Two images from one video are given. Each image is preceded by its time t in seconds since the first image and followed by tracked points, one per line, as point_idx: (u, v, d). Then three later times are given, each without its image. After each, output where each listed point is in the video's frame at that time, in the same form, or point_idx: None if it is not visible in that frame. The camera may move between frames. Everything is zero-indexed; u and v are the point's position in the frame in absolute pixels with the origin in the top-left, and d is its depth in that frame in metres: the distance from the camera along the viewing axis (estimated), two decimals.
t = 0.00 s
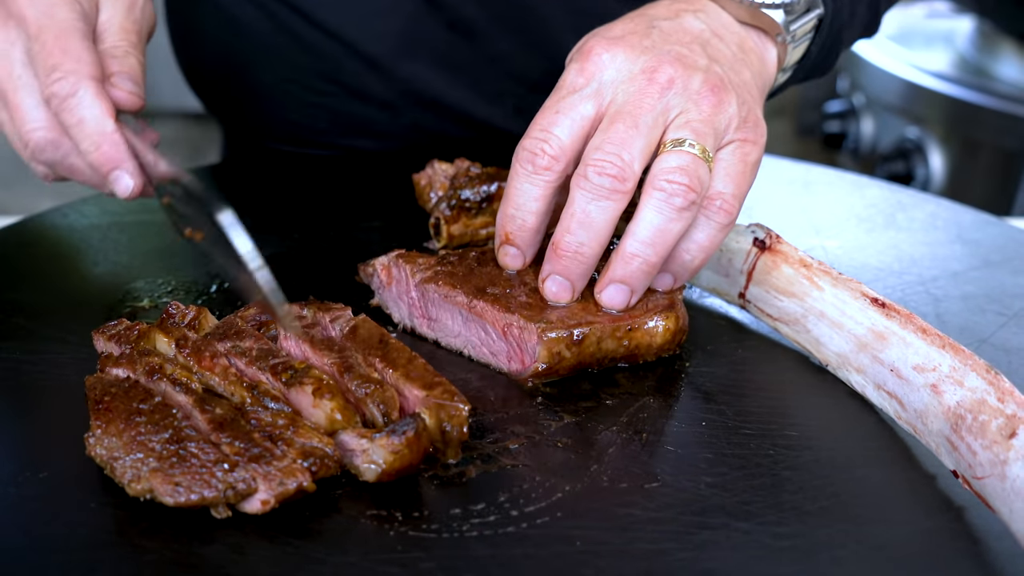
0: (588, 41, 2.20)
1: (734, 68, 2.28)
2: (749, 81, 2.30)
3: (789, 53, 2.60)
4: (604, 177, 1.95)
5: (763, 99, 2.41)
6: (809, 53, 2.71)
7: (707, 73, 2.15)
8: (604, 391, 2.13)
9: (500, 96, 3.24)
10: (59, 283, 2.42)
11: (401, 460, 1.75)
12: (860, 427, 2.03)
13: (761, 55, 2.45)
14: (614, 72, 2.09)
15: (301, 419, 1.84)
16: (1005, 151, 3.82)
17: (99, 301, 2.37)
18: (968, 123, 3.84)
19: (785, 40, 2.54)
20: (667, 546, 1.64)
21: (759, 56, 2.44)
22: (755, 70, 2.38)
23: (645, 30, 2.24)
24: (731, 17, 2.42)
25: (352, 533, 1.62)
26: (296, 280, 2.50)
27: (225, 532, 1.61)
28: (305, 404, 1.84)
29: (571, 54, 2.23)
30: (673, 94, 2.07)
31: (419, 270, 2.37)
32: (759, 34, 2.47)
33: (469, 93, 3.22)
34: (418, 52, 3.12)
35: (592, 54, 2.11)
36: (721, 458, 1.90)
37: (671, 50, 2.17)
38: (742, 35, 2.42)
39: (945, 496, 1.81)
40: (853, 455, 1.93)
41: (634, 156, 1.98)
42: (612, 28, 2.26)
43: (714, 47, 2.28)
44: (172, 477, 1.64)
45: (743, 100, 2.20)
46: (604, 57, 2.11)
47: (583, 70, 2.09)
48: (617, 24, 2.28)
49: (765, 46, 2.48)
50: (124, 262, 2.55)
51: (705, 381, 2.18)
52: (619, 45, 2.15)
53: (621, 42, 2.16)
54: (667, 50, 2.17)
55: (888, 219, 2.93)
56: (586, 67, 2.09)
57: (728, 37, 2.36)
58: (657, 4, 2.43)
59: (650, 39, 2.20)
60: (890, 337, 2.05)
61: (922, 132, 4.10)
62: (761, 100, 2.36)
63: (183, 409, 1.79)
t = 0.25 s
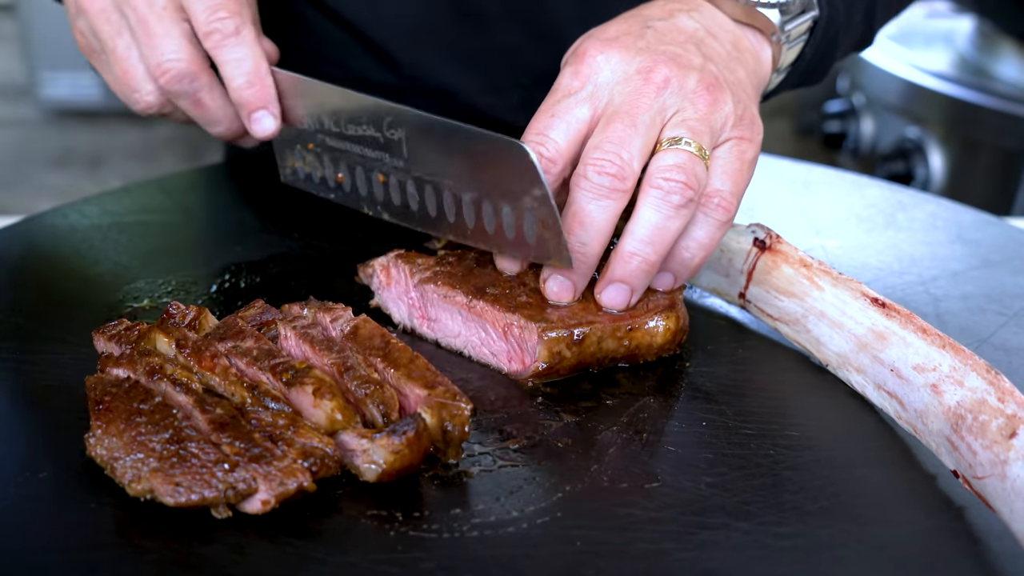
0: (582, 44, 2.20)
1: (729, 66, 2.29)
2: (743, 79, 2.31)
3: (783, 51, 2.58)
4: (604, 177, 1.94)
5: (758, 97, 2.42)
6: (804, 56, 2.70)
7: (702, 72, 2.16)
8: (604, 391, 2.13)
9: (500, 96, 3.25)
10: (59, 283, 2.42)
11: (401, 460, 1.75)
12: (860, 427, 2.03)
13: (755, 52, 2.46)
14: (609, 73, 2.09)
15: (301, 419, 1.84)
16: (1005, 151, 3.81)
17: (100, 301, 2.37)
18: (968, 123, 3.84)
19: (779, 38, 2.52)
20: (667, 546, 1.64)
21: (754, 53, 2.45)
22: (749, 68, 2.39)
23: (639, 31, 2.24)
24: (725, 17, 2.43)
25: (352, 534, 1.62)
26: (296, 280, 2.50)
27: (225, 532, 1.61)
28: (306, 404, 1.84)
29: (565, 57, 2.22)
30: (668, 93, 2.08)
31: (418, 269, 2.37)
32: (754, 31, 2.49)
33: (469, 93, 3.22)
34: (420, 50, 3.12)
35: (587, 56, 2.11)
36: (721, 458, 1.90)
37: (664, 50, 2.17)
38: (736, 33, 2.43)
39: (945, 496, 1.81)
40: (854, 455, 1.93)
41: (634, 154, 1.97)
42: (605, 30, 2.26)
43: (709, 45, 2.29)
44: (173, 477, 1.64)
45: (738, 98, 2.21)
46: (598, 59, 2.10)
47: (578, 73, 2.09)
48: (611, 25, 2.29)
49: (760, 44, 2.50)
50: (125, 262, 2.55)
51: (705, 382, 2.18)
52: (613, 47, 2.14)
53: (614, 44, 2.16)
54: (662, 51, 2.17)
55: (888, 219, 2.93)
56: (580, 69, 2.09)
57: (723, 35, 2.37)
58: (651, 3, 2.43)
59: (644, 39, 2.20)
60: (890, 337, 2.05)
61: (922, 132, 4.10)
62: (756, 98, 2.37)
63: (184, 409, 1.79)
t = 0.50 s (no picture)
0: (578, 47, 2.19)
1: (726, 67, 2.29)
2: (740, 79, 2.31)
3: (781, 53, 2.57)
4: (601, 182, 1.95)
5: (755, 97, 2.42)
6: (800, 58, 2.67)
7: (700, 74, 2.16)
8: (604, 391, 2.13)
9: (500, 96, 3.25)
10: (59, 283, 2.42)
11: (402, 460, 1.75)
12: (860, 427, 2.04)
13: (753, 52, 2.46)
14: (606, 77, 2.08)
15: (301, 419, 1.84)
16: (1005, 151, 3.81)
17: (101, 301, 2.37)
18: (969, 123, 3.84)
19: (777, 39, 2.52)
20: (667, 546, 1.64)
21: (751, 53, 2.45)
22: (746, 68, 2.39)
23: (636, 33, 2.24)
24: (723, 17, 2.42)
25: (353, 534, 1.62)
26: (296, 280, 2.50)
27: (226, 532, 1.61)
28: (306, 404, 1.84)
29: (562, 59, 2.22)
30: (665, 97, 2.08)
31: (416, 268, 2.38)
32: (753, 31, 2.48)
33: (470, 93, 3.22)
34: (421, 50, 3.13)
35: (583, 60, 2.10)
36: (721, 458, 1.90)
37: (662, 53, 2.17)
38: (734, 33, 2.42)
39: (945, 496, 1.81)
40: (854, 455, 1.93)
41: (632, 159, 1.98)
42: (601, 32, 2.26)
43: (706, 47, 2.28)
44: (173, 477, 1.64)
45: (737, 99, 2.20)
46: (595, 62, 2.09)
47: (575, 77, 2.08)
48: (608, 27, 2.28)
49: (757, 45, 2.49)
50: (124, 262, 2.55)
51: (706, 382, 2.18)
52: (609, 50, 2.14)
53: (611, 47, 2.16)
54: (659, 54, 2.17)
55: (888, 219, 2.93)
56: (577, 73, 2.08)
57: (720, 36, 2.37)
58: (647, 4, 2.43)
59: (641, 42, 2.20)
60: (890, 337, 2.05)
61: (922, 132, 4.10)
62: (754, 98, 2.37)
63: (184, 409, 1.79)
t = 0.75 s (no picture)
0: (577, 50, 2.20)
1: (726, 68, 2.29)
2: (741, 80, 2.31)
3: (783, 56, 2.59)
4: (600, 186, 1.95)
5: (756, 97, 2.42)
6: (799, 63, 2.71)
7: (700, 77, 2.16)
8: (604, 391, 2.13)
9: (500, 96, 3.25)
10: (58, 283, 2.41)
11: (401, 460, 1.75)
12: (860, 427, 2.03)
13: (755, 53, 2.45)
14: (605, 81, 2.08)
15: (301, 419, 1.84)
16: (1003, 151, 3.82)
17: (101, 301, 2.37)
18: (968, 123, 3.84)
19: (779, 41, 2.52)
20: (667, 546, 1.64)
21: (752, 54, 2.44)
22: (747, 69, 2.38)
23: (636, 34, 2.24)
24: (724, 17, 2.41)
25: (353, 534, 1.62)
26: (296, 281, 2.50)
27: (226, 532, 1.61)
28: (306, 404, 1.84)
29: (562, 62, 2.22)
30: (665, 100, 2.08)
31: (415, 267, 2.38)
32: (755, 31, 2.47)
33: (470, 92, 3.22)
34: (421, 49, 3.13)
35: (583, 63, 2.11)
36: (721, 458, 1.90)
37: (661, 56, 2.18)
38: (734, 33, 2.42)
39: (945, 496, 1.81)
40: (854, 455, 1.93)
41: (630, 163, 1.98)
42: (600, 33, 2.26)
43: (706, 47, 2.28)
44: (173, 477, 1.64)
45: (737, 100, 2.20)
46: (594, 65, 2.10)
47: (574, 80, 2.08)
48: (607, 28, 2.28)
49: (759, 45, 2.48)
50: (124, 262, 2.55)
51: (705, 382, 2.18)
52: (609, 53, 2.14)
53: (610, 50, 2.16)
54: (658, 57, 2.17)
55: (888, 219, 2.93)
56: (577, 76, 2.09)
57: (720, 36, 2.36)
58: (647, 3, 2.44)
59: (641, 44, 2.20)
60: (890, 336, 2.05)
61: (922, 132, 4.10)
62: (754, 98, 2.37)
63: (184, 409, 1.79)
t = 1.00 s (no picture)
0: (584, 57, 2.20)
1: (733, 76, 2.28)
2: (747, 88, 2.30)
3: (791, 66, 2.59)
4: (604, 196, 1.90)
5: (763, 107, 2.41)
6: (807, 73, 2.72)
7: (708, 84, 2.16)
8: (604, 391, 2.12)
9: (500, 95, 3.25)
10: (58, 284, 2.41)
11: (401, 460, 1.75)
12: (859, 427, 2.04)
13: (762, 62, 2.44)
14: (612, 89, 2.08)
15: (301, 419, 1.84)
16: (1004, 151, 3.80)
17: (100, 301, 2.37)
18: (969, 123, 3.84)
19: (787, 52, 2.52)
20: (666, 546, 1.64)
21: (759, 63, 2.43)
22: (753, 77, 2.37)
23: (643, 40, 2.25)
24: (731, 25, 2.41)
25: (352, 533, 1.63)
26: (296, 281, 2.50)
27: (225, 532, 1.61)
28: (306, 404, 1.84)
29: (568, 69, 2.23)
30: (672, 107, 2.07)
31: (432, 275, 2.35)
32: (762, 39, 2.46)
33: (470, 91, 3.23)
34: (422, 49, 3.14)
35: (589, 71, 2.11)
36: (721, 458, 1.90)
37: (669, 63, 2.18)
38: (740, 40, 2.40)
39: (944, 496, 1.81)
40: (853, 455, 1.93)
41: (633, 173, 1.94)
42: (607, 41, 2.27)
43: (715, 54, 2.29)
44: (172, 477, 1.64)
45: (743, 108, 2.20)
46: (601, 73, 2.10)
47: (580, 89, 2.08)
48: (614, 35, 2.29)
49: (768, 55, 2.48)
50: (124, 262, 2.55)
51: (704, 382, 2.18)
52: (617, 61, 2.15)
53: (618, 58, 2.17)
54: (666, 63, 2.17)
55: (888, 219, 2.93)
56: (585, 84, 2.09)
57: (728, 42, 2.36)
58: (654, 9, 2.44)
59: (648, 51, 2.20)
60: (890, 336, 2.04)
61: (922, 132, 4.11)
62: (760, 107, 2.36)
63: (184, 410, 1.79)
